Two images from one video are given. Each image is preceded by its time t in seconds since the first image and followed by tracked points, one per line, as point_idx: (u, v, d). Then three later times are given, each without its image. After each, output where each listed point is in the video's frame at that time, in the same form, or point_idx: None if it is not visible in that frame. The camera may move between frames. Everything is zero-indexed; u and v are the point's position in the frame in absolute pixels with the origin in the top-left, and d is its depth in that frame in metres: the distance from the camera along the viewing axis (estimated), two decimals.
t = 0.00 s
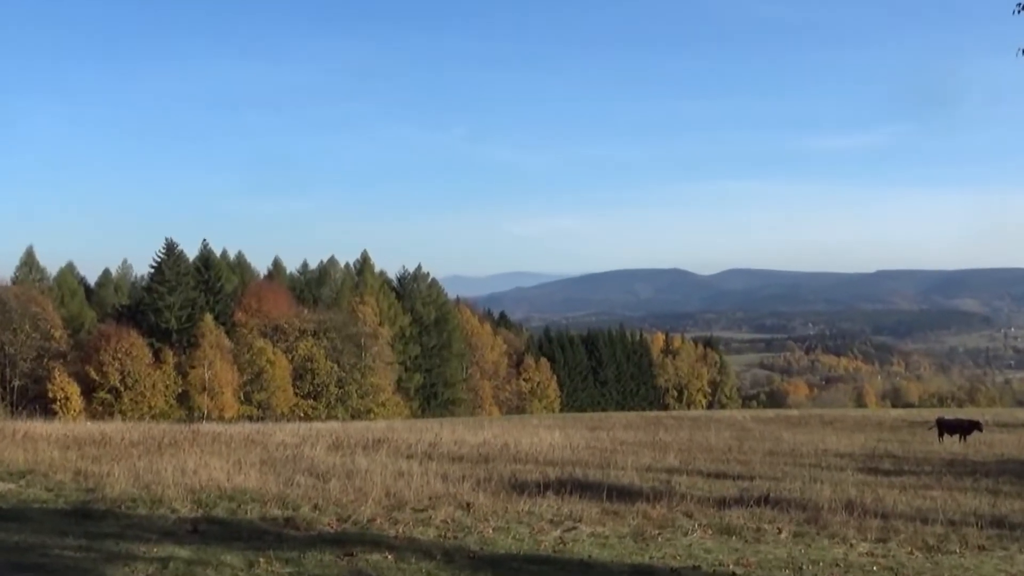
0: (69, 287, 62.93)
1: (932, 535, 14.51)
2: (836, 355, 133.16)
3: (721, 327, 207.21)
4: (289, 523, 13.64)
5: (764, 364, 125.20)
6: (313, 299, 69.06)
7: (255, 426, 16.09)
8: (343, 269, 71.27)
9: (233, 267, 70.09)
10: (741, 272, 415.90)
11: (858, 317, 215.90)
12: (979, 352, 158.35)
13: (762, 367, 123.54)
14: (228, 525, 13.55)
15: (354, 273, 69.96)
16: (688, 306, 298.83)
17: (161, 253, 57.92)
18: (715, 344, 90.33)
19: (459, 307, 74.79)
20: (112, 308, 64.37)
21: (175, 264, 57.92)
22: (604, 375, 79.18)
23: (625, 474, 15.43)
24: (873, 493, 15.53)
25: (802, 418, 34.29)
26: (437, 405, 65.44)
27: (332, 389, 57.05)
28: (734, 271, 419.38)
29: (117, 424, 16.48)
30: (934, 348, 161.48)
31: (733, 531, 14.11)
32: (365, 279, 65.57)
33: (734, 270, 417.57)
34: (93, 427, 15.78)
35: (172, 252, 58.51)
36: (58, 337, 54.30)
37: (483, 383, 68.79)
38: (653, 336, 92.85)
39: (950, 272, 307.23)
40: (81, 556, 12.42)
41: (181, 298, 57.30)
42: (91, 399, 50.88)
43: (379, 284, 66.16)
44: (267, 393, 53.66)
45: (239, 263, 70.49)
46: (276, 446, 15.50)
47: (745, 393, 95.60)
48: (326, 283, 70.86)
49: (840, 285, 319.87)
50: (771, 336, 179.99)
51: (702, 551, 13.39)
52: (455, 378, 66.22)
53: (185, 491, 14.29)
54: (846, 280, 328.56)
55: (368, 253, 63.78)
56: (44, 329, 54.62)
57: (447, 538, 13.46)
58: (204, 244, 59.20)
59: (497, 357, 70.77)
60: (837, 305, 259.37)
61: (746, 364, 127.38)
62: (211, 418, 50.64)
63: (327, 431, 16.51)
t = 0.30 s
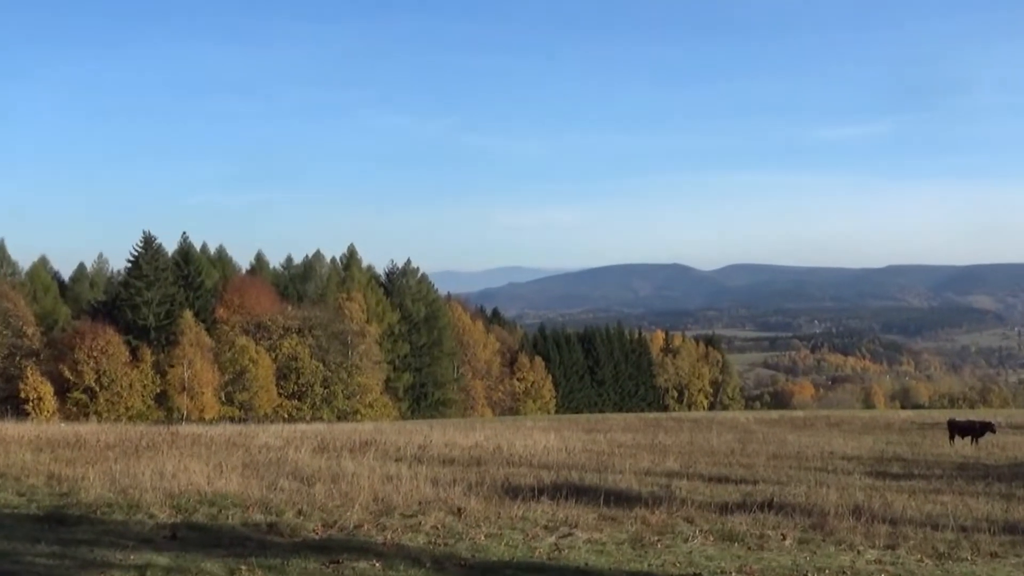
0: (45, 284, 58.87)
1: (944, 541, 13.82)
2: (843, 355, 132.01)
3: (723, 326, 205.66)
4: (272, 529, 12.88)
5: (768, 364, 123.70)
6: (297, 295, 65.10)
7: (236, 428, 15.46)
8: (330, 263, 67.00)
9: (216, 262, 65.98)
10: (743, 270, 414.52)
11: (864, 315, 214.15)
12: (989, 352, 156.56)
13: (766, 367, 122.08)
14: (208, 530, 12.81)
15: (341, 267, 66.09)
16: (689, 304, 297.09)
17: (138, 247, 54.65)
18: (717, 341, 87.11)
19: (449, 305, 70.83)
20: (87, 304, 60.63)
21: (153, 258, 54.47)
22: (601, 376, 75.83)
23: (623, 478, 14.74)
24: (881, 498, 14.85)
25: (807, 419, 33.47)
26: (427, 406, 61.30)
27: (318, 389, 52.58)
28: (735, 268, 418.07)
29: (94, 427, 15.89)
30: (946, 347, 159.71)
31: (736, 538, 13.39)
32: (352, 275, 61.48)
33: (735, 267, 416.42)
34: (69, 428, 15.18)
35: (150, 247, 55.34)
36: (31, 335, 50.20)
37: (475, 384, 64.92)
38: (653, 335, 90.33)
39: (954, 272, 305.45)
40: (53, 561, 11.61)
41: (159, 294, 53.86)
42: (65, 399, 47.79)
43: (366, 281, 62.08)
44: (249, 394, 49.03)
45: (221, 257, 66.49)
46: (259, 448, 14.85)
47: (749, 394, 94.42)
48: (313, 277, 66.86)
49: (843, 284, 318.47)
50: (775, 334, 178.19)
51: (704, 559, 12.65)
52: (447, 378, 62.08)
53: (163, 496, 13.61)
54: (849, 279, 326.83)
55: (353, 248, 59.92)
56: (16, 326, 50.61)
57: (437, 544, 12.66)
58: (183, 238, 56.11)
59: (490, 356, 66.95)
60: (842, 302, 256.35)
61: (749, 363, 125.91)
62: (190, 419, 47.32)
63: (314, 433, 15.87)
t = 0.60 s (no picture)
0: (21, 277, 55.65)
1: (956, 547, 13.23)
2: (851, 354, 131.01)
3: (727, 324, 204.61)
4: (258, 535, 12.26)
5: (772, 363, 122.84)
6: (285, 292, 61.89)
7: (221, 430, 14.92)
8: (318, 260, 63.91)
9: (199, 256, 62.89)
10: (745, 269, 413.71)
11: (871, 313, 212.86)
12: (1001, 350, 155.01)
13: (771, 366, 121.26)
14: (191, 535, 12.20)
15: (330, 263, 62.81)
16: (691, 302, 295.93)
17: (118, 241, 52.29)
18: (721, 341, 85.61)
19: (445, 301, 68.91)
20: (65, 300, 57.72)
21: (133, 252, 52.02)
22: (600, 376, 74.60)
23: (623, 482, 14.17)
24: (891, 503, 14.26)
25: (813, 421, 32.91)
26: (418, 407, 59.33)
27: (306, 390, 50.42)
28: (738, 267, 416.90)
29: (74, 429, 15.39)
30: (958, 345, 158.27)
31: (739, 544, 12.79)
32: (341, 271, 58.93)
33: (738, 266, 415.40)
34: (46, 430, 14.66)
35: (131, 241, 52.78)
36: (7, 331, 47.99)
37: (470, 384, 62.84)
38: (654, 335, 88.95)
39: (959, 271, 304.37)
40: (28, 568, 10.89)
41: (141, 290, 51.51)
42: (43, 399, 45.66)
43: (356, 278, 59.56)
44: (234, 394, 47.15)
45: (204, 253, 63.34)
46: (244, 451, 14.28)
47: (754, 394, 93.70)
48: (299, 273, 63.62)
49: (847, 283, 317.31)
50: (780, 333, 177.08)
51: (706, 566, 12.02)
52: (440, 378, 60.02)
53: (145, 500, 13.03)
54: (853, 277, 325.71)
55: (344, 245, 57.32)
56: None
57: (430, 550, 12.03)
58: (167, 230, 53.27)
59: (485, 356, 64.99)
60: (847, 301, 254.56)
61: (754, 363, 125.07)
62: (173, 421, 45.41)
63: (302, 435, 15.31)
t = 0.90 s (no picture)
0: None
1: (976, 553, 12.57)
2: (862, 353, 129.78)
3: (734, 322, 203.49)
4: (244, 543, 11.57)
5: (780, 363, 121.68)
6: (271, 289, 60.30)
7: (205, 433, 14.34)
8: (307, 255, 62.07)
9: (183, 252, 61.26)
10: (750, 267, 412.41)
11: (882, 310, 211.29)
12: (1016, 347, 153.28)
13: (779, 366, 120.12)
14: (174, 544, 11.52)
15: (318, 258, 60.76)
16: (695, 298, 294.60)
17: (98, 236, 50.56)
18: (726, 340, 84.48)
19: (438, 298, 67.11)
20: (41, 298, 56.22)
21: (113, 248, 50.50)
22: (601, 376, 73.92)
23: (625, 487, 13.50)
24: (905, 507, 13.63)
25: (824, 424, 32.30)
26: (411, 409, 57.34)
27: (293, 391, 47.83)
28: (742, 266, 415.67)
29: (54, 433, 14.82)
30: (972, 343, 156.66)
31: (748, 552, 12.12)
32: (330, 266, 56.15)
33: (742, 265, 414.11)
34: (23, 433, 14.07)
35: (110, 235, 51.10)
36: None
37: (465, 385, 61.59)
38: (659, 334, 87.78)
39: (967, 270, 302.60)
40: None
41: (120, 288, 50.07)
42: (19, 402, 44.41)
43: (347, 273, 56.98)
44: (219, 396, 44.72)
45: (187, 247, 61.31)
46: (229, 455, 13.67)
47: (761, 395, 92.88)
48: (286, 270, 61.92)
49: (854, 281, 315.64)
50: (787, 331, 175.78)
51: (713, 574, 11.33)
52: (432, 378, 57.89)
53: (125, 507, 12.40)
54: (859, 274, 324.23)
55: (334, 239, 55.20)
56: None
57: (423, 559, 11.35)
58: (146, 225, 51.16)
59: (479, 356, 63.24)
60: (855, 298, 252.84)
61: (762, 362, 123.97)
62: (154, 424, 43.44)
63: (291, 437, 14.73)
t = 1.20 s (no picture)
0: None
1: (994, 560, 12.00)
2: (873, 353, 128.87)
3: (740, 321, 202.35)
4: (231, 551, 11.00)
5: (788, 363, 120.74)
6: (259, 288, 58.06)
7: (192, 436, 13.86)
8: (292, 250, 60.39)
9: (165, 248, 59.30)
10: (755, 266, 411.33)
11: (893, 309, 210.00)
12: None
13: (787, 366, 119.21)
14: (158, 551, 10.95)
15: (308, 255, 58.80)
16: (700, 296, 293.49)
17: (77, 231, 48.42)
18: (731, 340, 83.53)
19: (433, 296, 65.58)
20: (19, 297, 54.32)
21: (94, 244, 48.33)
22: (601, 378, 73.25)
23: (626, 493, 12.96)
24: (917, 513, 13.08)
25: (833, 427, 31.76)
26: (404, 412, 55.71)
27: (282, 393, 46.90)
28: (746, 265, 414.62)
29: (35, 438, 14.31)
30: (984, 343, 155.46)
31: (755, 559, 11.57)
32: (319, 263, 54.98)
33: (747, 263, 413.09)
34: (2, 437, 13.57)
35: (91, 231, 49.05)
36: None
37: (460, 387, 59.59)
38: (662, 334, 87.09)
39: (974, 269, 301.10)
40: None
41: (102, 286, 47.76)
42: None
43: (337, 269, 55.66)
44: (205, 398, 44.05)
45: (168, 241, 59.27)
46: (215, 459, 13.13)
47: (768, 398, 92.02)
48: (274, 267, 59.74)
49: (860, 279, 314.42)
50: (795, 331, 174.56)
51: None
52: (426, 380, 56.38)
53: (107, 513, 11.86)
54: (865, 270, 322.93)
55: (323, 235, 54.39)
56: None
57: (416, 567, 10.76)
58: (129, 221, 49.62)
59: (477, 357, 61.29)
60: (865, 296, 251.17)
61: (769, 363, 122.87)
62: (138, 427, 42.34)
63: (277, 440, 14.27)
